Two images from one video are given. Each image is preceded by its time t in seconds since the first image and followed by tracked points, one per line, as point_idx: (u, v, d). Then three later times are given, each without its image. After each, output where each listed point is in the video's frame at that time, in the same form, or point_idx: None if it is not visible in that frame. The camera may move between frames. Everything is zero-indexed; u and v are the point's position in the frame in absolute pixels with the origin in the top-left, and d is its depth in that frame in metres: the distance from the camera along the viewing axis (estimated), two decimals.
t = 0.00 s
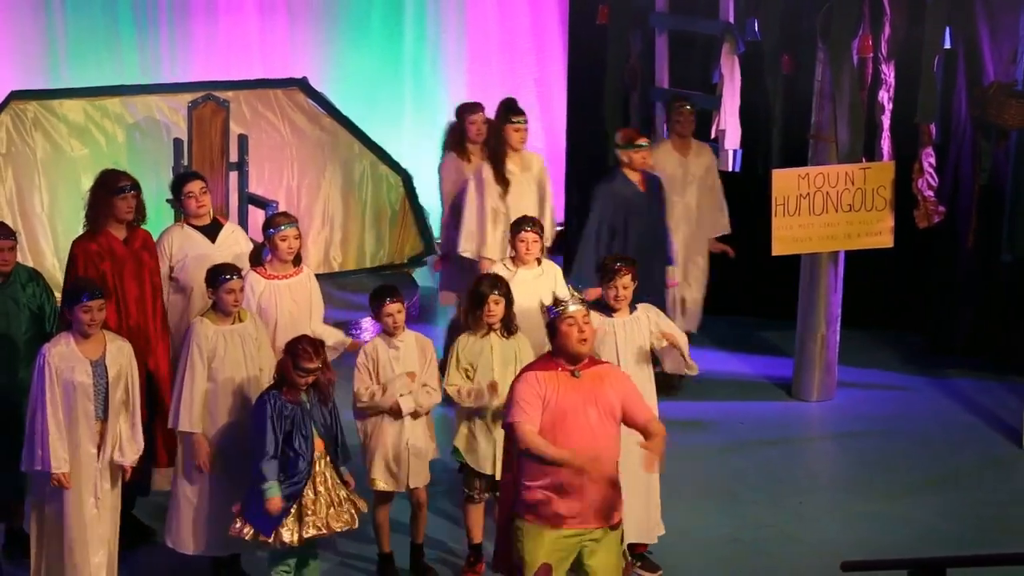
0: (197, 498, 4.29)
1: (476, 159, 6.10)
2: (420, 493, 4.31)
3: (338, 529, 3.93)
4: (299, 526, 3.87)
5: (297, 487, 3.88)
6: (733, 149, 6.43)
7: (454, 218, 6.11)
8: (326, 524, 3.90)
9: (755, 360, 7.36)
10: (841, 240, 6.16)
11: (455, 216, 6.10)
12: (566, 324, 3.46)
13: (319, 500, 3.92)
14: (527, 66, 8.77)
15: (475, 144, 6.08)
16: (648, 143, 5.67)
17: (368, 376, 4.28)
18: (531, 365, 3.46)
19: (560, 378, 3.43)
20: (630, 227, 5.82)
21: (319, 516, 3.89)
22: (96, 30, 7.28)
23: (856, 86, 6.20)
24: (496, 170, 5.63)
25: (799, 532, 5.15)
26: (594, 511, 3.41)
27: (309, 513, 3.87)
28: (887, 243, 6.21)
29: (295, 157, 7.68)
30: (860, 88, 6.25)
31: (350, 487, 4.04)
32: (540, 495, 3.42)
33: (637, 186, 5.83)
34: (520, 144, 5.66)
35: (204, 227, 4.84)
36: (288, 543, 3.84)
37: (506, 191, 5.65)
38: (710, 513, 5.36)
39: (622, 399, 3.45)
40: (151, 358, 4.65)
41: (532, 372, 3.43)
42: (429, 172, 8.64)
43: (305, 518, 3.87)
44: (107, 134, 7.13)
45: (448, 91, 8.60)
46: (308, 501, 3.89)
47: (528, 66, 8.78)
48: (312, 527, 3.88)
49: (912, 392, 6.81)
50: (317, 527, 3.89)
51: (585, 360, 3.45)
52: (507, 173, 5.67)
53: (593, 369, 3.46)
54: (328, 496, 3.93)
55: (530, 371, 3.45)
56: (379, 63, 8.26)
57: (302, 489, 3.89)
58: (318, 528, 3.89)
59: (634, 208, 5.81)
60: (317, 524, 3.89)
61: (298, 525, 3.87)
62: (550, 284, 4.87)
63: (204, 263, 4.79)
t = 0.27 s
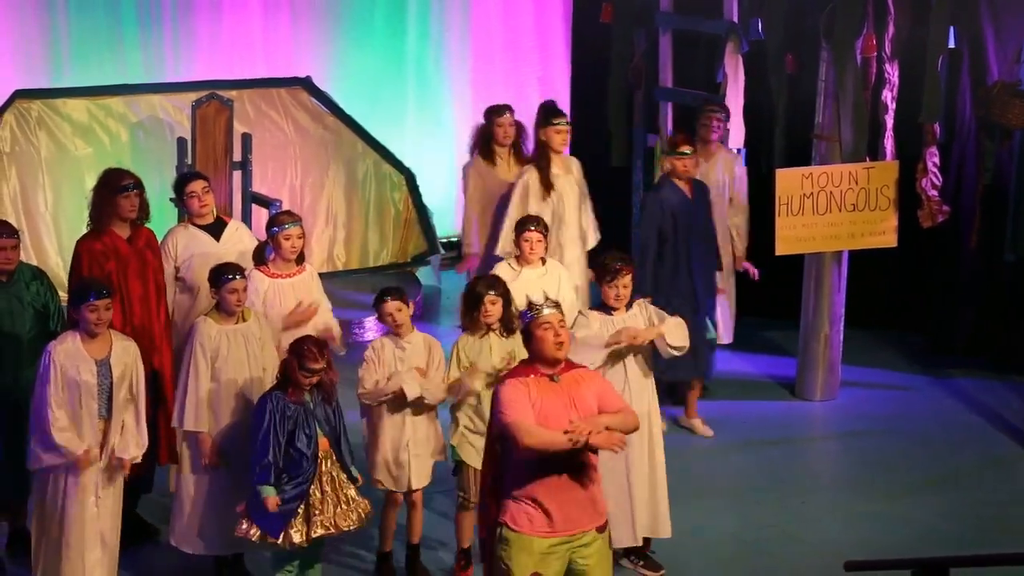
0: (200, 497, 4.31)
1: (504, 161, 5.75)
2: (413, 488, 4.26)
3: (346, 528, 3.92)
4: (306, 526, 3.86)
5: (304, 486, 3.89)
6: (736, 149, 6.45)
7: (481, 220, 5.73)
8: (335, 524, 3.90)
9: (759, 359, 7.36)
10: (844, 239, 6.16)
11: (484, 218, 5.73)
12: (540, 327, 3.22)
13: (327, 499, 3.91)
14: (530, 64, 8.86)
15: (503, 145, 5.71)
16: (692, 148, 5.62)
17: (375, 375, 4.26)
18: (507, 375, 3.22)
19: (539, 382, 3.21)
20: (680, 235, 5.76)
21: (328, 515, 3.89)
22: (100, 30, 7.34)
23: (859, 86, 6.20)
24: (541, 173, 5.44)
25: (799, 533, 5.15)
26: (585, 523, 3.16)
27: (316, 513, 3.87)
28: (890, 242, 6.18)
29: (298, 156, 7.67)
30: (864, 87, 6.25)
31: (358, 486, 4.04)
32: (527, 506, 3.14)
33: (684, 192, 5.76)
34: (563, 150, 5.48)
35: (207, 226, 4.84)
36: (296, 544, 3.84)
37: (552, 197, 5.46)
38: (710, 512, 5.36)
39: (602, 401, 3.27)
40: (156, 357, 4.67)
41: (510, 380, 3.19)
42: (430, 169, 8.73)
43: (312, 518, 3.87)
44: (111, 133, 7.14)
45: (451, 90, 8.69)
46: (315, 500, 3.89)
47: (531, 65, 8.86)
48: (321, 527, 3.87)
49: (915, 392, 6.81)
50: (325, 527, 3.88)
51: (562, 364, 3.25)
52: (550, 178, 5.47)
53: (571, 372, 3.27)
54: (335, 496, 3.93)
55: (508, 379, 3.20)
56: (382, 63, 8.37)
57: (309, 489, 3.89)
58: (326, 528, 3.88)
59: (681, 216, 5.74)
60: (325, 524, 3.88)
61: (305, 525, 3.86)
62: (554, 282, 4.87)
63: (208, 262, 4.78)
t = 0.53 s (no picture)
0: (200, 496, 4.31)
1: (526, 167, 5.73)
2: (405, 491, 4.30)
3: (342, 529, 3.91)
4: (303, 526, 3.85)
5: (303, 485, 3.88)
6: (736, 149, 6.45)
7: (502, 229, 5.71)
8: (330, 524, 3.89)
9: (758, 359, 7.35)
10: (844, 239, 6.17)
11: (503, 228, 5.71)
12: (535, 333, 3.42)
13: (324, 500, 3.91)
14: (529, 64, 8.88)
15: (524, 152, 5.69)
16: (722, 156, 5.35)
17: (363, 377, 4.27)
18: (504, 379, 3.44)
19: (531, 386, 3.41)
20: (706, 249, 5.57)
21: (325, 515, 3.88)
22: (98, 30, 7.27)
23: (859, 86, 6.21)
24: (566, 179, 5.44)
25: (801, 532, 5.15)
26: (580, 522, 3.37)
27: (312, 513, 3.86)
28: (890, 243, 6.20)
29: (298, 156, 7.66)
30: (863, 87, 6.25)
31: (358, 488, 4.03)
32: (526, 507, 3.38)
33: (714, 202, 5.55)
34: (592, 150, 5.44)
35: (207, 226, 4.79)
36: (292, 543, 3.83)
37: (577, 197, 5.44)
38: (711, 513, 5.36)
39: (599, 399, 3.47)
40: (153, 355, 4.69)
41: (504, 385, 3.40)
42: (429, 172, 8.67)
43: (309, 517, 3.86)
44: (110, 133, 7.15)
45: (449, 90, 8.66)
46: (313, 500, 3.89)
47: (530, 65, 8.88)
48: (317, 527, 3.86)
49: (914, 392, 6.81)
50: (320, 527, 3.87)
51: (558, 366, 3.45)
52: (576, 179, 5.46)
53: (565, 374, 3.46)
54: (333, 496, 3.93)
55: (504, 383, 3.42)
56: (382, 63, 8.38)
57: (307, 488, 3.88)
58: (322, 528, 3.87)
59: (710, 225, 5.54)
60: (321, 524, 3.87)
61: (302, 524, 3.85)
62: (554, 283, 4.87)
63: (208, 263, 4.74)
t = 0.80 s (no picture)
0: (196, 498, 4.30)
1: (541, 175, 5.75)
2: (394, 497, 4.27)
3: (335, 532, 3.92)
4: (296, 528, 3.87)
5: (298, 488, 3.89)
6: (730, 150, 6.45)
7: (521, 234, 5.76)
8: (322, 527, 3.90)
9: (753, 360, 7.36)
10: (839, 240, 6.17)
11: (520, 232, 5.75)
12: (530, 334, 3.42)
13: (319, 502, 3.91)
14: (525, 66, 8.88)
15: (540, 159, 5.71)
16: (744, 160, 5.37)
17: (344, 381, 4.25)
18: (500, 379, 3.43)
19: (528, 385, 3.40)
20: (734, 255, 5.51)
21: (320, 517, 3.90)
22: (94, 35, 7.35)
23: (853, 87, 6.22)
24: (588, 189, 5.33)
25: (798, 533, 5.16)
26: (583, 520, 3.39)
27: (305, 514, 3.87)
28: (884, 243, 6.21)
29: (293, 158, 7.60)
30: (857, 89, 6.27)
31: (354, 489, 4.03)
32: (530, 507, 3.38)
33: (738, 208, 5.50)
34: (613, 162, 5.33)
35: (202, 230, 4.72)
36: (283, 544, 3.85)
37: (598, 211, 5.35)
38: (708, 513, 5.37)
39: (598, 396, 3.46)
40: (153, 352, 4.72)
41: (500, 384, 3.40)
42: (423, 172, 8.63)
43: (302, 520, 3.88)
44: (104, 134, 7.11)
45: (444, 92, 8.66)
46: (307, 503, 3.89)
47: (525, 66, 8.88)
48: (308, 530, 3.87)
49: (909, 392, 6.82)
50: (312, 530, 3.89)
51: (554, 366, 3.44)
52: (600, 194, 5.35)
53: (563, 373, 3.46)
54: (327, 499, 3.93)
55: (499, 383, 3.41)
56: (378, 65, 8.38)
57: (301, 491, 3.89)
58: (314, 531, 3.89)
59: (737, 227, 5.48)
60: (313, 526, 3.89)
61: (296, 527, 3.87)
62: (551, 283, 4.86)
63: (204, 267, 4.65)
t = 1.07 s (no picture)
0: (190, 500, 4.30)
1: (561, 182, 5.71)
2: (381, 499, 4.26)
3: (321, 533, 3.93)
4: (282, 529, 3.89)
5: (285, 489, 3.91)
6: (721, 152, 6.48)
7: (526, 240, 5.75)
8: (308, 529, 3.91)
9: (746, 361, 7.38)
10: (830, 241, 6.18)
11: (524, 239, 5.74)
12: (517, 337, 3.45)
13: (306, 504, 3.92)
14: (517, 67, 8.84)
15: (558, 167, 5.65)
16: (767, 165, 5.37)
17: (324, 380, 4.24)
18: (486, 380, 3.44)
19: (516, 386, 3.42)
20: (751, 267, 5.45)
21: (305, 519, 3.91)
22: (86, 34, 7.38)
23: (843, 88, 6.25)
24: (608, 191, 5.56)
25: (790, 533, 5.17)
26: (570, 520, 3.38)
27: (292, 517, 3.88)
28: (875, 244, 6.19)
29: (284, 158, 7.57)
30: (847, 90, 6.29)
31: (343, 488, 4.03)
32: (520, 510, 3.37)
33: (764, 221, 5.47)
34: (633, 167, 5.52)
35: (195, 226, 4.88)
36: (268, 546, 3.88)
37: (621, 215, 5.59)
38: (701, 514, 5.38)
39: (585, 396, 3.47)
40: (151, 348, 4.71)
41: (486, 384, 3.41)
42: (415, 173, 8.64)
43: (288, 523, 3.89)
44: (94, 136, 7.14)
45: (436, 94, 8.66)
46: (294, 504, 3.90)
47: (518, 68, 8.84)
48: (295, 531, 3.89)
49: (901, 393, 6.83)
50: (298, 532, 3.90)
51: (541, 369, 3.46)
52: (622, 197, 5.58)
53: (550, 374, 3.47)
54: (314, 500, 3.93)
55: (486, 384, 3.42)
56: (369, 66, 8.39)
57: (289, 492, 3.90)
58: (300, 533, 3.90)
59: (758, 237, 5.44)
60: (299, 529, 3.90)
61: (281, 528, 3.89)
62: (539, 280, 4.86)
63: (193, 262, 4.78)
